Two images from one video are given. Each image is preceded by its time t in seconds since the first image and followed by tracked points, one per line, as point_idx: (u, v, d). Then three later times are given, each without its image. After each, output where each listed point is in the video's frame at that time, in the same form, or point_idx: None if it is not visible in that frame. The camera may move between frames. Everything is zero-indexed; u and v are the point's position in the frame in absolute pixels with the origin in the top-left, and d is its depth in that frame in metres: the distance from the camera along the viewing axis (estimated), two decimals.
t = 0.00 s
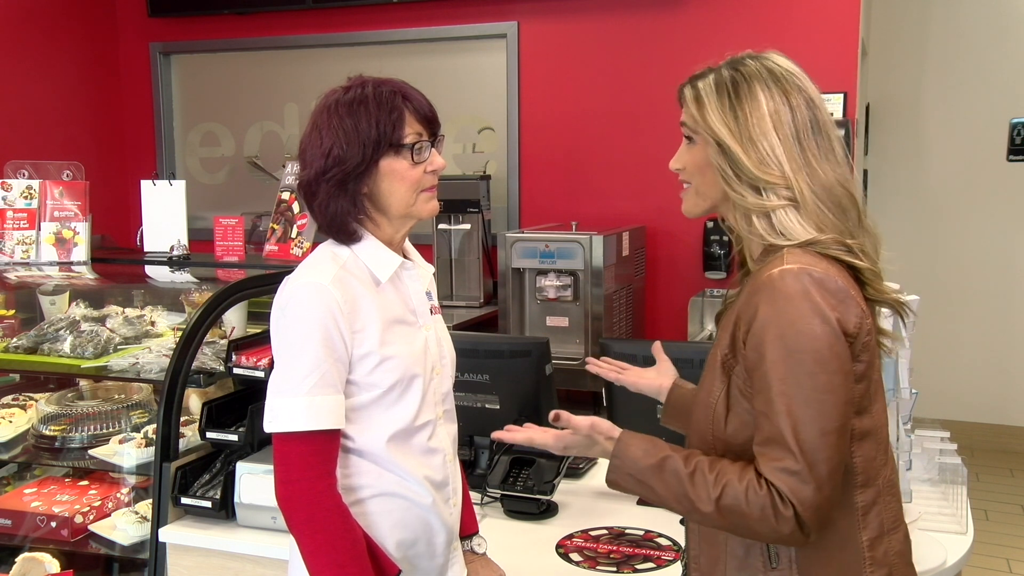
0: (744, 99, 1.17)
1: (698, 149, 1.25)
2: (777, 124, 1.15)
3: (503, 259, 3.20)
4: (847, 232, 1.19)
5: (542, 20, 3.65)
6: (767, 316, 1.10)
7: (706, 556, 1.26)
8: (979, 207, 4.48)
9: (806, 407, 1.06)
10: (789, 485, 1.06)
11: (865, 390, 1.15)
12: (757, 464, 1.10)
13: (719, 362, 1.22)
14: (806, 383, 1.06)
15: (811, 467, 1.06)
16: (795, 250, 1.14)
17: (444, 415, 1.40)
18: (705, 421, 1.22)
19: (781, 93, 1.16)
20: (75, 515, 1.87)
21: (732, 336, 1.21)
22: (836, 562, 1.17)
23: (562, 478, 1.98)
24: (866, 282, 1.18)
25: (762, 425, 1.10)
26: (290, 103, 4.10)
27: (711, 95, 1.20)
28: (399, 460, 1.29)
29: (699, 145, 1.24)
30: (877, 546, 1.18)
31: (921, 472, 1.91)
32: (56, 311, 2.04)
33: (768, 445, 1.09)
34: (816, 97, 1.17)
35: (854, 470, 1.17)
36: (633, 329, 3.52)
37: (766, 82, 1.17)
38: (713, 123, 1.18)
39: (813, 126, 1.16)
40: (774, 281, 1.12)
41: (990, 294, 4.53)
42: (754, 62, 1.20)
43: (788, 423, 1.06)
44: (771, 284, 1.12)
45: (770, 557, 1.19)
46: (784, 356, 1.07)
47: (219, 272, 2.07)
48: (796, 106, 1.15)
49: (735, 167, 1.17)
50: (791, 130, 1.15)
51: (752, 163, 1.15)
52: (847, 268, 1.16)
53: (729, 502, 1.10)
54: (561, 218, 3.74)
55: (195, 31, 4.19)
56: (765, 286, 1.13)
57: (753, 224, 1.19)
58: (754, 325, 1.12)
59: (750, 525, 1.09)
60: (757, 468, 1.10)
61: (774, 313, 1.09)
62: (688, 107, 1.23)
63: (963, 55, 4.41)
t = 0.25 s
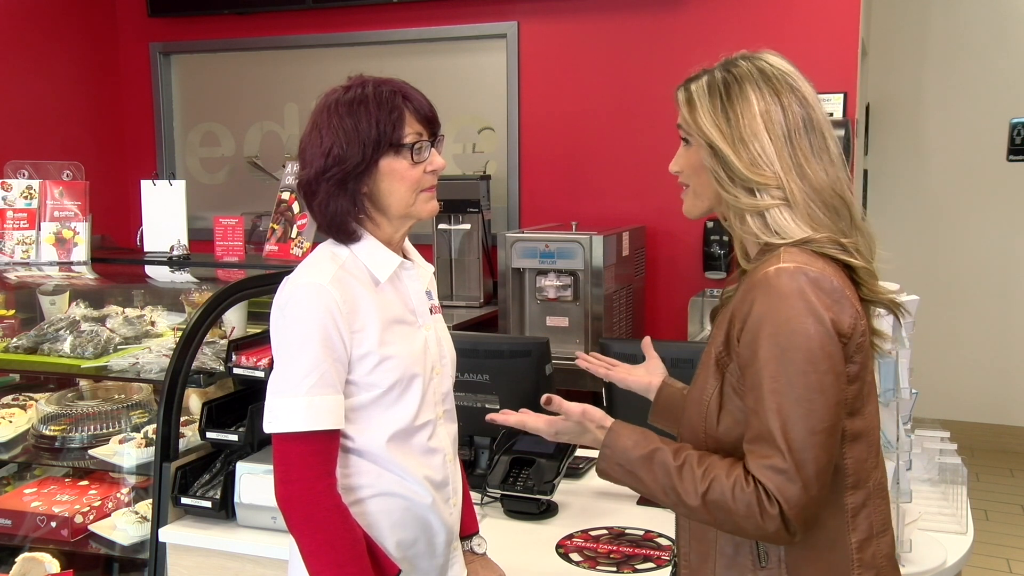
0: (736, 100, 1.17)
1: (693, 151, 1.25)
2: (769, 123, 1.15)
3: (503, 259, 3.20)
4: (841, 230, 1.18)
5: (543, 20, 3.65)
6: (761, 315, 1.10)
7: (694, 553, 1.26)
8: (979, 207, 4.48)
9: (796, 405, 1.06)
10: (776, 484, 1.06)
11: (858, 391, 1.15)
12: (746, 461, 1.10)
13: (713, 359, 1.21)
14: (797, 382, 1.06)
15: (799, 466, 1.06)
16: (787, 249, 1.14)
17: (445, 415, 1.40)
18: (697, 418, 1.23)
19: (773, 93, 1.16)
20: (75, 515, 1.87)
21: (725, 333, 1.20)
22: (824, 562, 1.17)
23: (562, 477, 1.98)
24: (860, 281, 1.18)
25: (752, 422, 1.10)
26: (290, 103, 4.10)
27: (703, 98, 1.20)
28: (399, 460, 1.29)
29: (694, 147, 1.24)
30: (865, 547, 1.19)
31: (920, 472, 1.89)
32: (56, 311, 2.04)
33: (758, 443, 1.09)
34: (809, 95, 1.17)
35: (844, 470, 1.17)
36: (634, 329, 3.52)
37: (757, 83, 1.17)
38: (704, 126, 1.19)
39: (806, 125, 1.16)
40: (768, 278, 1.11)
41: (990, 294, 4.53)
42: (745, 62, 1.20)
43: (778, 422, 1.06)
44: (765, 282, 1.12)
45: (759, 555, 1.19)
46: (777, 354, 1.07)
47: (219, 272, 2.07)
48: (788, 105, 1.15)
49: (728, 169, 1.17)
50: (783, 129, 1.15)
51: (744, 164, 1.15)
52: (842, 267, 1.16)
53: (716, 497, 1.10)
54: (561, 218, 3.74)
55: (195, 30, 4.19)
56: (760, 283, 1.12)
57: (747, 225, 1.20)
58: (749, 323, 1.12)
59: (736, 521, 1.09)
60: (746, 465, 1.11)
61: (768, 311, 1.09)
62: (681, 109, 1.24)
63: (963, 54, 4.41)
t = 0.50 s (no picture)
0: (734, 98, 1.17)
1: (690, 150, 1.25)
2: (767, 122, 1.15)
3: (503, 259, 3.20)
4: (838, 230, 1.18)
5: (543, 20, 3.65)
6: (760, 314, 1.10)
7: (689, 552, 1.26)
8: (979, 207, 4.48)
9: (796, 404, 1.06)
10: (777, 482, 1.06)
11: (854, 391, 1.15)
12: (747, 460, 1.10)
13: (710, 360, 1.21)
14: (797, 382, 1.06)
15: (799, 465, 1.06)
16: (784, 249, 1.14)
17: (444, 415, 1.40)
18: (695, 417, 1.22)
19: (771, 92, 1.16)
20: (75, 515, 1.87)
21: (722, 333, 1.20)
22: (820, 562, 1.17)
23: (562, 477, 1.98)
24: (857, 281, 1.18)
25: (752, 421, 1.10)
26: (290, 103, 4.10)
27: (702, 97, 1.20)
28: (398, 461, 1.29)
29: (692, 146, 1.24)
30: (860, 547, 1.19)
31: (920, 472, 1.89)
32: (56, 311, 2.04)
33: (757, 442, 1.09)
34: (807, 95, 1.17)
35: (841, 470, 1.17)
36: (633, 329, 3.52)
37: (755, 81, 1.17)
38: (703, 125, 1.18)
39: (804, 123, 1.16)
40: (767, 278, 1.11)
41: (990, 294, 4.53)
42: (743, 61, 1.20)
43: (779, 420, 1.06)
44: (764, 281, 1.12)
45: (756, 554, 1.19)
46: (777, 354, 1.07)
47: (219, 272, 2.07)
48: (786, 104, 1.15)
49: (726, 168, 1.17)
50: (781, 128, 1.15)
51: (743, 163, 1.15)
52: (839, 267, 1.16)
53: (716, 496, 1.10)
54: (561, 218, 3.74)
55: (195, 30, 4.19)
56: (759, 282, 1.12)
57: (745, 224, 1.20)
58: (747, 322, 1.12)
59: (736, 520, 1.09)
60: (746, 464, 1.11)
61: (767, 310, 1.09)
62: (678, 108, 1.23)
63: (963, 54, 4.41)
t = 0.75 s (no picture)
0: (735, 96, 1.17)
1: (691, 147, 1.25)
2: (768, 121, 1.14)
3: (503, 259, 3.20)
4: (835, 231, 1.18)
5: (543, 20, 3.65)
6: (755, 313, 1.10)
7: (689, 552, 1.26)
8: (979, 207, 4.48)
9: (788, 404, 1.06)
10: (766, 483, 1.06)
11: (850, 391, 1.15)
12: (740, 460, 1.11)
13: (707, 361, 1.21)
14: (789, 382, 1.06)
15: (791, 465, 1.06)
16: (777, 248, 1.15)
17: (443, 415, 1.40)
18: (692, 416, 1.22)
19: (773, 91, 1.16)
20: (75, 515, 1.87)
21: (719, 333, 1.20)
22: (817, 561, 1.17)
23: (562, 477, 1.98)
24: (853, 282, 1.18)
25: (745, 421, 1.10)
26: (290, 103, 4.10)
27: (703, 94, 1.20)
28: (396, 461, 1.29)
29: (693, 143, 1.24)
30: (858, 547, 1.18)
31: (920, 472, 1.89)
32: (56, 311, 2.04)
33: (750, 441, 1.09)
34: (808, 95, 1.17)
35: (838, 470, 1.17)
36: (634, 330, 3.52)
37: (757, 80, 1.16)
38: (704, 122, 1.18)
39: (805, 123, 1.16)
40: (761, 278, 1.12)
41: (990, 293, 4.53)
42: (746, 59, 1.20)
43: (770, 422, 1.06)
44: (758, 281, 1.12)
45: (753, 555, 1.19)
46: (770, 354, 1.07)
47: (219, 272, 2.07)
48: (787, 103, 1.15)
49: (725, 166, 1.16)
50: (782, 127, 1.14)
51: (742, 161, 1.14)
52: (834, 268, 1.16)
53: (708, 493, 1.11)
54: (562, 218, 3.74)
55: (195, 31, 4.19)
56: (753, 282, 1.12)
57: (741, 223, 1.20)
58: (743, 322, 1.12)
59: (727, 518, 1.10)
60: (738, 464, 1.11)
61: (761, 310, 1.09)
62: (680, 104, 1.23)
63: (963, 54, 4.41)
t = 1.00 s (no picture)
0: (761, 95, 1.16)
1: (711, 143, 1.24)
2: (794, 123, 1.14)
3: (503, 259, 3.20)
4: (845, 238, 1.18)
5: (543, 20, 3.65)
6: (739, 312, 1.13)
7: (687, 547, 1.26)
8: (979, 207, 4.48)
9: (762, 403, 1.08)
10: (731, 480, 1.10)
11: (840, 394, 1.15)
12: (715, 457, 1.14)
13: (704, 360, 1.22)
14: (764, 381, 1.08)
15: (760, 464, 1.08)
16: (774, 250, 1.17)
17: (442, 414, 1.40)
18: (693, 414, 1.24)
19: (801, 91, 1.15)
20: (75, 515, 1.87)
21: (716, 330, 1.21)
22: (806, 563, 1.17)
23: (562, 477, 1.98)
24: (853, 290, 1.19)
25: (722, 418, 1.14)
26: (290, 103, 4.10)
27: (732, 88, 1.19)
28: (394, 460, 1.29)
29: (715, 139, 1.23)
30: (850, 551, 1.19)
31: (920, 472, 1.89)
32: (56, 311, 2.04)
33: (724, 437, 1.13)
34: (835, 100, 1.16)
35: (829, 473, 1.17)
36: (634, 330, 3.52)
37: (787, 79, 1.16)
38: (730, 119, 1.17)
39: (828, 128, 1.15)
40: (748, 278, 1.14)
41: (990, 293, 4.53)
42: (775, 57, 1.19)
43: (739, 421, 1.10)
44: (745, 281, 1.14)
45: (745, 551, 1.18)
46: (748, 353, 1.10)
47: (219, 272, 2.07)
48: (814, 105, 1.15)
49: (747, 165, 1.16)
50: (806, 129, 1.14)
51: (762, 164, 1.14)
52: (835, 276, 1.16)
53: (684, 486, 1.16)
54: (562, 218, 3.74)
55: (195, 30, 4.19)
56: (741, 283, 1.15)
57: (752, 225, 1.21)
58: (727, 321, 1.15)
59: (699, 510, 1.14)
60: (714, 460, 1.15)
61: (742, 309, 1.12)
62: (707, 98, 1.22)
63: (963, 54, 4.41)
